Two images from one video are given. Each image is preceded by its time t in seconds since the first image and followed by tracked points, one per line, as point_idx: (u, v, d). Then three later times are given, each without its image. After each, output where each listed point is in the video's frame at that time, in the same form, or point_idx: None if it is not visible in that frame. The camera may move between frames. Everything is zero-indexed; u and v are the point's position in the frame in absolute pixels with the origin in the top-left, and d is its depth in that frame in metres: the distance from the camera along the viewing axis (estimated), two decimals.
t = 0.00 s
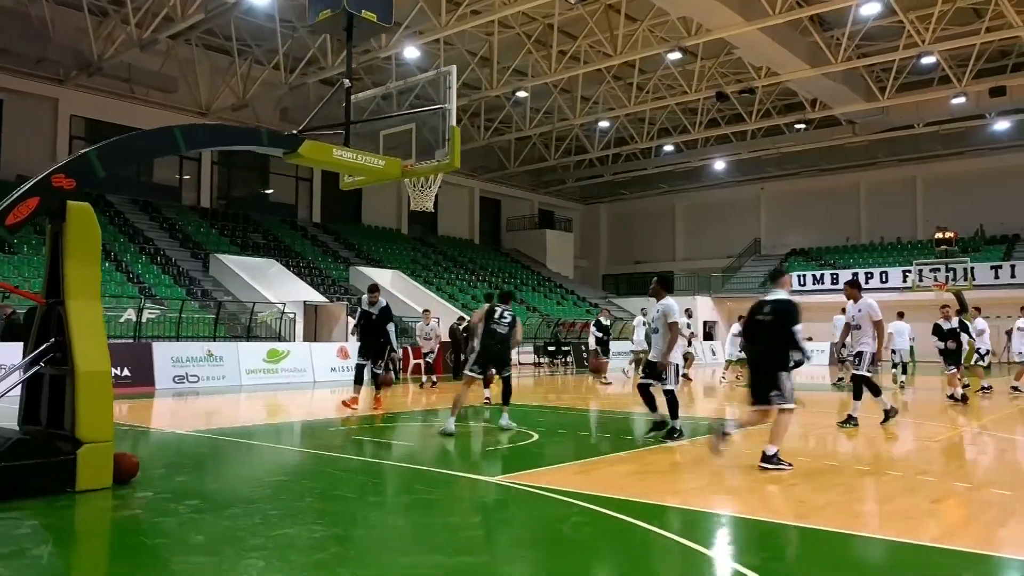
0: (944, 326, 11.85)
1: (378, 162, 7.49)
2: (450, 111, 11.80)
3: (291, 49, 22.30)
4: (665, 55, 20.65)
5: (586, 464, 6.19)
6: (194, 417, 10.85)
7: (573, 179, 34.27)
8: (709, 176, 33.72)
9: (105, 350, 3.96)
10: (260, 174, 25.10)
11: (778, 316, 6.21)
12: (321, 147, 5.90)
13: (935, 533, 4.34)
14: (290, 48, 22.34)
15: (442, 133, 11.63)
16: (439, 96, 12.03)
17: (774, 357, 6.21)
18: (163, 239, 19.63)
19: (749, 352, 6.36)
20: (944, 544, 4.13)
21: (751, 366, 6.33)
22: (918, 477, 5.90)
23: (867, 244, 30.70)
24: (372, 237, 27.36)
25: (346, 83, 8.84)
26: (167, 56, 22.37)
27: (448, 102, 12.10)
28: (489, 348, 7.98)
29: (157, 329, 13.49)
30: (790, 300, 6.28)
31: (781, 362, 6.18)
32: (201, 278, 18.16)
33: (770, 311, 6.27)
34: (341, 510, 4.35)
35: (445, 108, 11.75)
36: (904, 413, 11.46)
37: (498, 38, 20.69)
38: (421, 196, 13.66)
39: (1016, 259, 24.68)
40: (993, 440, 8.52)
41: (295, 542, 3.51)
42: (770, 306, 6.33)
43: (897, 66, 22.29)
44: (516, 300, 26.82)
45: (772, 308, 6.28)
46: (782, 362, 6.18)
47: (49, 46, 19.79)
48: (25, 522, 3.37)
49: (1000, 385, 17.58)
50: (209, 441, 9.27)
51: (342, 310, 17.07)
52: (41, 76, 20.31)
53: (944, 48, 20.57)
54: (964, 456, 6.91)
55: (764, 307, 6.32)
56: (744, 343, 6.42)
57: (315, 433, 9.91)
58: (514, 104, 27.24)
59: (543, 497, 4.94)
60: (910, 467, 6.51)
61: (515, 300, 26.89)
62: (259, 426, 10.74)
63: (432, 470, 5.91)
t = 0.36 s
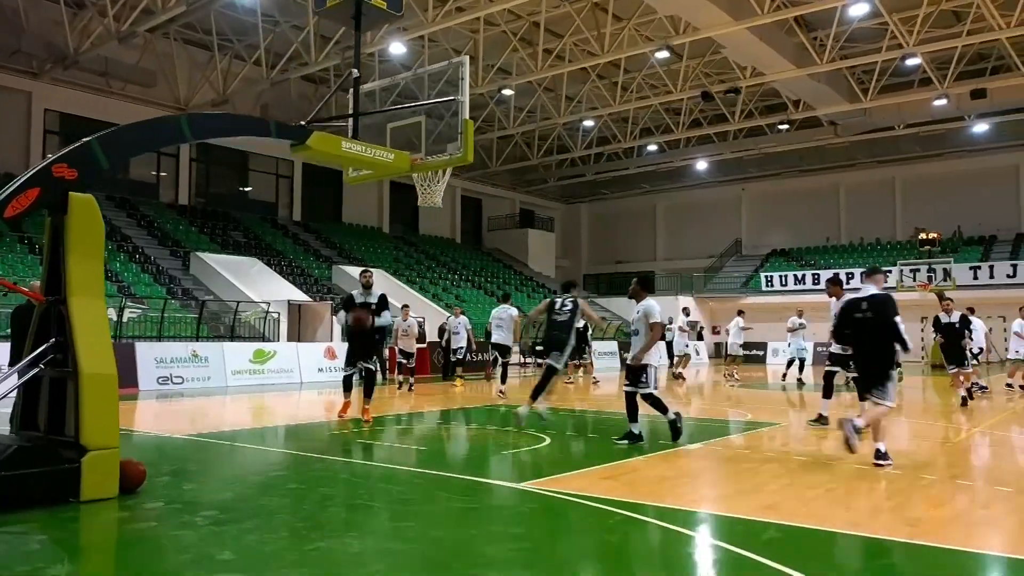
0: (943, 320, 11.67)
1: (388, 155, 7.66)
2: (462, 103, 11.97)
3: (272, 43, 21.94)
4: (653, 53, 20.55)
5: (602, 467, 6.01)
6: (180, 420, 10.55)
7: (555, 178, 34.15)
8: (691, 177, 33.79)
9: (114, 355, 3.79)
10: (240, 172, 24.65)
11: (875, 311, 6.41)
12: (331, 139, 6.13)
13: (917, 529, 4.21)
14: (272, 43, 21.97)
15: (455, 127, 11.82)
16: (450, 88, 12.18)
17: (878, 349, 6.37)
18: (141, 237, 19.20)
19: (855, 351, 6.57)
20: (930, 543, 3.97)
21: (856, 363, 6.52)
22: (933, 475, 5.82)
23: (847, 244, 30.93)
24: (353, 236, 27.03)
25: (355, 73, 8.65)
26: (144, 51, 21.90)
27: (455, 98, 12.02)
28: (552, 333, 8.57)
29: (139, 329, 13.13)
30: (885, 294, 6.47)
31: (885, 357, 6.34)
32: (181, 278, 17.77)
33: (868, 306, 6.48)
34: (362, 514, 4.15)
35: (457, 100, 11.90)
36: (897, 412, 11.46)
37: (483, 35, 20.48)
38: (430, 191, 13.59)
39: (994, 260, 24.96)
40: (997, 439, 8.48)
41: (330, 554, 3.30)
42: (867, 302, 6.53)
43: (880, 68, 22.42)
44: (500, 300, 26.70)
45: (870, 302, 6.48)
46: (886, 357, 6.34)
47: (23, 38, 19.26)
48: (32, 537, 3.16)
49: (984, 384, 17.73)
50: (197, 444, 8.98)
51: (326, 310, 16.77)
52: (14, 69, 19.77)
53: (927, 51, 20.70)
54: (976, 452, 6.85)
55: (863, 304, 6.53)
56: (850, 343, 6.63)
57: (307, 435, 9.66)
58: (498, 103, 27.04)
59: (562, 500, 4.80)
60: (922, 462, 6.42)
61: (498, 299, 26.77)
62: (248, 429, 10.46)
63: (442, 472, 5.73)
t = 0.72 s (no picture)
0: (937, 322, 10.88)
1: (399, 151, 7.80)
2: (479, 93, 12.05)
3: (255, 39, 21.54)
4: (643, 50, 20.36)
5: (616, 469, 5.85)
6: (168, 421, 10.26)
7: (539, 177, 33.98)
8: (675, 176, 33.81)
9: (121, 354, 3.60)
10: (221, 168, 24.21)
11: (965, 312, 6.28)
12: (344, 130, 6.21)
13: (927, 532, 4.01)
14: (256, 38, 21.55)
15: (472, 117, 11.86)
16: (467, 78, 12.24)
17: (966, 350, 6.30)
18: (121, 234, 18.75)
19: (940, 348, 6.49)
20: (944, 549, 3.76)
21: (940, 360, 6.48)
22: (953, 474, 5.74)
23: (829, 245, 31.09)
24: (337, 234, 26.71)
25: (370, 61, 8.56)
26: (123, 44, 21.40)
27: (467, 90, 12.20)
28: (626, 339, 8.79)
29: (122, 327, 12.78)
30: (974, 294, 6.34)
31: (976, 358, 6.27)
32: (163, 276, 17.38)
33: (957, 308, 6.33)
34: (381, 524, 3.94)
35: (475, 90, 11.98)
36: (894, 411, 11.43)
37: (470, 31, 20.21)
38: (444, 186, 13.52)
39: (976, 260, 25.17)
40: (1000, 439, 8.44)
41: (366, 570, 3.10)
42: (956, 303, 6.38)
43: (865, 69, 22.49)
44: (485, 300, 26.57)
45: (959, 303, 6.33)
46: (976, 358, 6.27)
47: None
48: (44, 555, 2.95)
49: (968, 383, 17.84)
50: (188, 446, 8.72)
51: (312, 309, 16.51)
52: None
53: (913, 52, 20.73)
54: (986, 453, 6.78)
55: (949, 304, 6.40)
56: (935, 339, 6.55)
57: (300, 436, 9.42)
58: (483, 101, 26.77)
59: (585, 503, 4.65)
60: (935, 461, 6.34)
61: (483, 299, 26.63)
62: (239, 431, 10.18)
63: (453, 477, 5.53)
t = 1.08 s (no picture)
0: (933, 316, 9.63)
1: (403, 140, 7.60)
2: (494, 83, 11.95)
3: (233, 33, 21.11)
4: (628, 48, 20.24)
5: (629, 475, 5.68)
6: (149, 425, 9.92)
7: (519, 176, 33.81)
8: (654, 176, 33.83)
9: (123, 352, 3.52)
10: (197, 165, 23.74)
11: (1020, 310, 6.30)
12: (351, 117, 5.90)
13: (962, 530, 3.81)
14: (234, 32, 21.12)
15: (488, 108, 11.78)
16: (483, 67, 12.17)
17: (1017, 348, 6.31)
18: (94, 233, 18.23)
19: (991, 347, 6.49)
20: (981, 549, 3.56)
21: (993, 358, 6.49)
22: (969, 472, 5.65)
23: (807, 245, 31.30)
24: (315, 233, 26.32)
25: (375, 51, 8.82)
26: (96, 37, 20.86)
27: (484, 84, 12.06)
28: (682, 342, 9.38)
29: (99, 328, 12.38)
30: None
31: None
32: (139, 274, 16.93)
33: (1012, 307, 6.34)
34: (399, 540, 3.73)
35: (490, 81, 11.91)
36: (885, 410, 11.41)
37: (453, 28, 19.95)
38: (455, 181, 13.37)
39: (953, 260, 25.45)
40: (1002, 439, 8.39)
41: None
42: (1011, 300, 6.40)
43: (846, 70, 22.62)
44: (466, 299, 26.36)
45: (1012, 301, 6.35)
46: None
47: None
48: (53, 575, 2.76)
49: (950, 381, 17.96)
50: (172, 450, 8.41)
51: (294, 308, 16.18)
52: None
53: (895, 53, 20.85)
54: (991, 452, 6.73)
55: (1003, 302, 6.40)
56: (985, 339, 6.54)
57: (288, 438, 9.14)
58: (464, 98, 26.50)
59: (604, 510, 4.51)
60: (946, 460, 6.27)
61: (464, 298, 26.42)
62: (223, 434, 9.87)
63: (461, 483, 5.34)
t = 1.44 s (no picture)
0: (919, 314, 9.67)
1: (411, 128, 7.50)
2: (502, 71, 11.56)
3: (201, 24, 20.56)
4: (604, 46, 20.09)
5: (632, 477, 5.54)
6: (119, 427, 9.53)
7: (490, 175, 33.60)
8: (625, 176, 33.85)
9: (123, 351, 3.32)
10: (162, 160, 23.12)
11: None
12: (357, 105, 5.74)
13: (986, 537, 3.72)
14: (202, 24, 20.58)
15: (493, 99, 11.45)
16: (489, 55, 11.78)
17: None
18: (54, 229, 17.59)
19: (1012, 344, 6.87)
20: (1008, 555, 3.49)
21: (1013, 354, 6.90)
22: (973, 472, 5.62)
23: (776, 245, 31.60)
24: (284, 230, 25.83)
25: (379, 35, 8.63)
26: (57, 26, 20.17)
27: (473, 66, 11.86)
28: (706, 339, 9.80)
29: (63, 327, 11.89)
30: None
31: None
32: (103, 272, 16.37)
33: None
34: (412, 552, 3.54)
35: (496, 69, 11.52)
36: (865, 410, 11.45)
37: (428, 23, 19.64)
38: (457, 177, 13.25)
39: (919, 261, 25.86)
40: (991, 439, 8.39)
41: None
42: None
43: (817, 73, 22.81)
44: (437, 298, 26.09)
45: None
46: None
47: None
48: None
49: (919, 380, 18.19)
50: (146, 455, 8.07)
51: (266, 307, 15.81)
52: None
53: (867, 56, 21.03)
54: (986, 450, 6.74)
55: None
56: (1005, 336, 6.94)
57: (267, 442, 8.84)
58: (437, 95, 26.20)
59: (614, 514, 4.39)
60: (945, 459, 6.24)
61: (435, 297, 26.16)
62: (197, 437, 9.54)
63: (461, 487, 5.17)
